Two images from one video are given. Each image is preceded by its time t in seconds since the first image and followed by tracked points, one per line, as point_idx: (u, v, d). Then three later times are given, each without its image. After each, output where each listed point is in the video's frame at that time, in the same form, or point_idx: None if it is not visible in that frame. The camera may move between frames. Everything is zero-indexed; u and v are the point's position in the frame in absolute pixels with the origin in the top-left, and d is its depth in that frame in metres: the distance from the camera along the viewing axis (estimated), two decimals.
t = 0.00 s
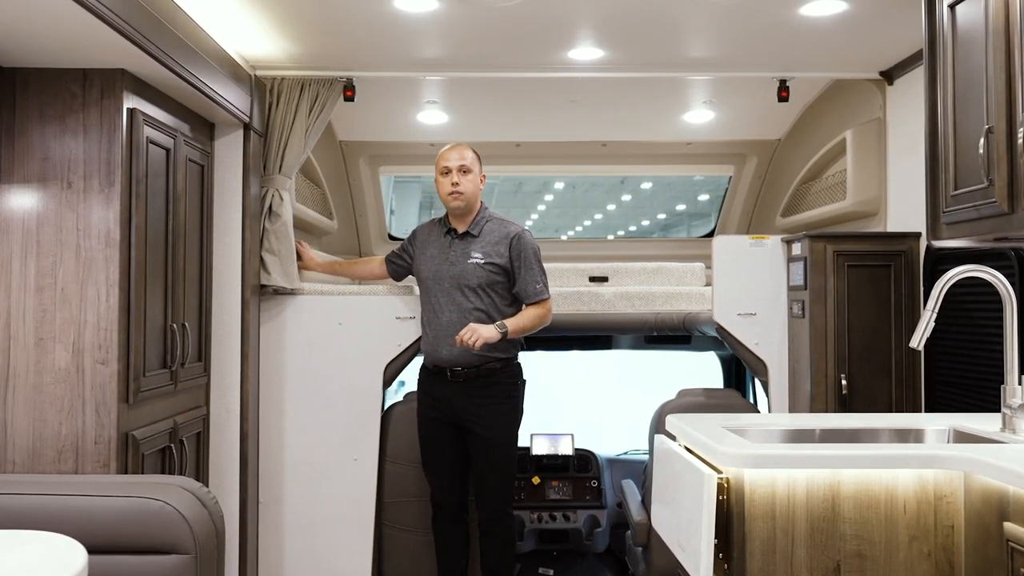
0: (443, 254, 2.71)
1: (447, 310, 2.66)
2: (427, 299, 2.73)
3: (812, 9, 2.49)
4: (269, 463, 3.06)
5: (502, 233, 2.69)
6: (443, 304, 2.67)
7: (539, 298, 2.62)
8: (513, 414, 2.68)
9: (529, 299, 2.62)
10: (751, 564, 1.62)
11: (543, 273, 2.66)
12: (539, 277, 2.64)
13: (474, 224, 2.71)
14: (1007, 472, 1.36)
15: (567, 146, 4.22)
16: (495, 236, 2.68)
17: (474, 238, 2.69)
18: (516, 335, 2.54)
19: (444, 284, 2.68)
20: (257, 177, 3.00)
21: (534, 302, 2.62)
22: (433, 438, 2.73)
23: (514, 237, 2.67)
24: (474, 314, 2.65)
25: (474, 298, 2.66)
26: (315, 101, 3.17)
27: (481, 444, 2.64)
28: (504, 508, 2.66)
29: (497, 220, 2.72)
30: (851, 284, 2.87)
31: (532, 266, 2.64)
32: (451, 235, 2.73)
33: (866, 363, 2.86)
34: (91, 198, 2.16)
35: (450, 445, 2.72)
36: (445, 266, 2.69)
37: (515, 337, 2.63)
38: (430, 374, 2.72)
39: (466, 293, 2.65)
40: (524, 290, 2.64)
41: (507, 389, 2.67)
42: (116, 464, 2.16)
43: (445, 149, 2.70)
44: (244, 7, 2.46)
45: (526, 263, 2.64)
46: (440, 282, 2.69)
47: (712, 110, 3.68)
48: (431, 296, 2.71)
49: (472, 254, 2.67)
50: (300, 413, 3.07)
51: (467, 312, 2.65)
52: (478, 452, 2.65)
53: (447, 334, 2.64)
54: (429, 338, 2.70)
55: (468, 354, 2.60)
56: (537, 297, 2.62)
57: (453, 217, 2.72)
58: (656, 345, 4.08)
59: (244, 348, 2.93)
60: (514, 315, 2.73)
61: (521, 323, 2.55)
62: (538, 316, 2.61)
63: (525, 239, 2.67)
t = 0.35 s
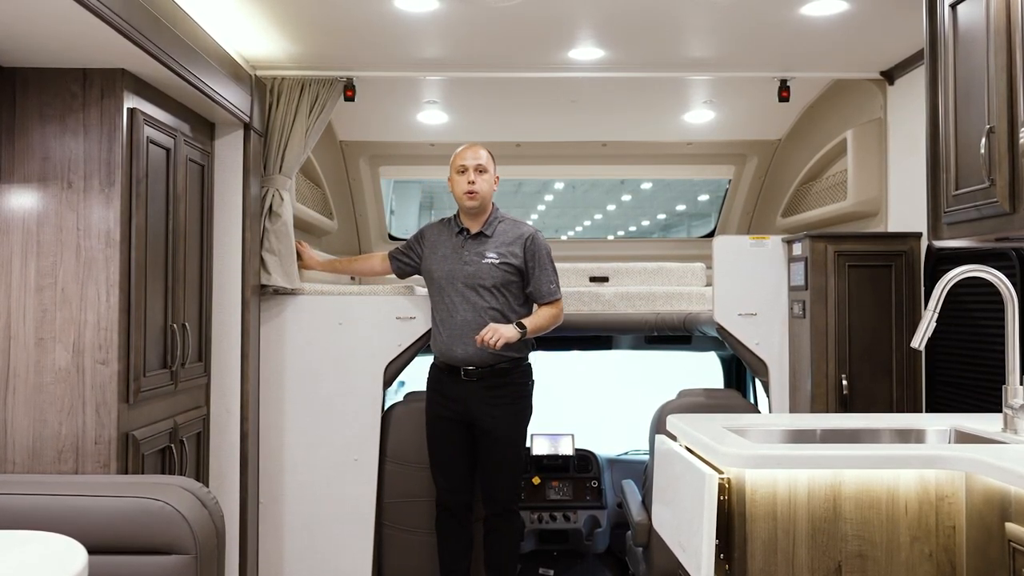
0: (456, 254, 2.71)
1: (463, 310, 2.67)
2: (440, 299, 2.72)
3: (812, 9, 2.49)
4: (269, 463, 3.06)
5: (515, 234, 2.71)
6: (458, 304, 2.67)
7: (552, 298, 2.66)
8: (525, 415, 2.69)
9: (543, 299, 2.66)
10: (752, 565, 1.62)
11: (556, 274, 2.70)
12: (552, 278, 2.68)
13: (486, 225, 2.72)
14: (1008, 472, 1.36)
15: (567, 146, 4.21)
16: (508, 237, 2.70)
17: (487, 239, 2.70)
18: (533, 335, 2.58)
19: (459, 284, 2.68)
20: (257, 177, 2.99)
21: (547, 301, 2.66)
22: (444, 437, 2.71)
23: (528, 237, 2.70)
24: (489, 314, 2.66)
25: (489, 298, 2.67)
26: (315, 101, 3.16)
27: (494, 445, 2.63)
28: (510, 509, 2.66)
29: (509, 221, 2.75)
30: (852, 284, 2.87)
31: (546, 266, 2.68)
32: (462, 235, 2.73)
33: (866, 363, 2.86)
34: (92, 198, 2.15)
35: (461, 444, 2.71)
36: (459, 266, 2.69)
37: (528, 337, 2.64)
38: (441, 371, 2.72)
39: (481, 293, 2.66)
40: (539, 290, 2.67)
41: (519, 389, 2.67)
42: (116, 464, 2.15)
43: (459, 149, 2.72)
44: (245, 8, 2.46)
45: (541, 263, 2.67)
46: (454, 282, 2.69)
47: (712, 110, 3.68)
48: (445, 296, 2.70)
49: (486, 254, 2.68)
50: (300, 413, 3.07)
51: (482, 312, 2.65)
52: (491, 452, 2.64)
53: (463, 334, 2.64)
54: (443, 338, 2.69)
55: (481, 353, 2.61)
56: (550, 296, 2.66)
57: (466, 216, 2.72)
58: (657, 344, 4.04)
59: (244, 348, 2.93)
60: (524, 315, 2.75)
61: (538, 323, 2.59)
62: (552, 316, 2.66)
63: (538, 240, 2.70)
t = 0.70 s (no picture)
0: (462, 255, 2.71)
1: (470, 310, 2.66)
2: (447, 300, 2.72)
3: (812, 10, 2.49)
4: (269, 463, 3.06)
5: (520, 233, 2.71)
6: (465, 304, 2.67)
7: (559, 296, 2.65)
8: (532, 416, 2.69)
9: (550, 297, 2.66)
10: (753, 565, 1.62)
11: (562, 273, 2.70)
12: (558, 276, 2.69)
13: (492, 225, 2.72)
14: (1008, 472, 1.36)
15: (568, 146, 4.21)
16: (514, 237, 2.70)
17: (493, 239, 2.70)
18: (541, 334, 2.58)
19: (465, 284, 2.68)
20: (257, 178, 2.99)
21: (554, 300, 2.65)
22: (449, 436, 2.71)
23: (533, 237, 2.70)
24: (495, 313, 2.66)
25: (495, 297, 2.66)
26: (315, 101, 3.16)
27: (499, 445, 2.63)
28: (514, 509, 2.65)
29: (514, 220, 2.75)
30: (852, 285, 2.87)
31: (552, 265, 2.68)
32: (467, 235, 2.73)
33: (867, 363, 2.86)
34: (92, 198, 2.15)
35: (467, 443, 2.71)
36: (466, 266, 2.69)
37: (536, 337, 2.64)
38: (447, 370, 2.72)
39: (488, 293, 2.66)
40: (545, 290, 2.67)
41: (523, 390, 2.66)
42: (116, 465, 2.15)
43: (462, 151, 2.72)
44: (245, 8, 2.46)
45: (547, 263, 2.68)
46: (461, 282, 2.69)
47: (712, 111, 3.67)
48: (451, 297, 2.70)
49: (492, 254, 2.67)
50: (299, 413, 3.07)
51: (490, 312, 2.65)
52: (496, 452, 2.64)
53: (470, 334, 2.64)
54: (450, 339, 2.69)
55: (485, 353, 2.61)
56: (557, 295, 2.65)
57: (471, 217, 2.73)
58: (656, 345, 4.01)
59: (244, 349, 2.93)
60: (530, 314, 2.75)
61: (547, 320, 2.59)
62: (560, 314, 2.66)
63: (544, 239, 2.70)
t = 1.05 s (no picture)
0: (468, 255, 2.72)
1: (474, 311, 2.66)
2: (452, 300, 2.71)
3: (812, 11, 2.49)
4: (269, 464, 3.06)
5: (526, 235, 2.72)
6: (470, 304, 2.67)
7: (564, 299, 2.69)
8: (536, 417, 2.69)
9: (556, 300, 2.68)
10: (753, 567, 1.62)
11: (567, 275, 2.71)
12: (563, 279, 2.70)
13: (498, 226, 2.72)
14: (1009, 474, 1.36)
15: (568, 146, 4.21)
16: (520, 238, 2.71)
17: (499, 240, 2.71)
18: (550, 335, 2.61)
19: (471, 285, 2.68)
20: (258, 179, 2.99)
21: (560, 302, 2.68)
22: (451, 438, 2.71)
23: (540, 238, 2.70)
24: (500, 314, 2.66)
25: (501, 298, 2.66)
26: (315, 102, 3.16)
27: (502, 445, 2.63)
28: (517, 510, 2.65)
29: (520, 222, 2.75)
30: (852, 286, 2.87)
31: (558, 267, 2.69)
32: (473, 236, 2.73)
33: (867, 364, 2.86)
34: (92, 199, 2.15)
35: (470, 443, 2.70)
36: (472, 267, 2.69)
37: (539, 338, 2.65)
38: (451, 370, 2.72)
39: (493, 294, 2.66)
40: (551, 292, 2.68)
41: (524, 391, 2.66)
42: (116, 466, 2.15)
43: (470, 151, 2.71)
44: (246, 9, 2.46)
45: (552, 265, 2.69)
46: (467, 283, 2.69)
47: (712, 111, 3.67)
48: (457, 297, 2.70)
49: (498, 255, 2.68)
50: (300, 414, 3.07)
51: (495, 313, 2.65)
52: (500, 453, 2.64)
53: (475, 335, 2.64)
54: (455, 339, 2.69)
55: (489, 354, 2.61)
56: (562, 297, 2.68)
57: (477, 218, 2.72)
58: (660, 344, 4.07)
59: (244, 350, 2.93)
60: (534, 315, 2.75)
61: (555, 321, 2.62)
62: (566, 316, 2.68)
63: (550, 242, 2.71)
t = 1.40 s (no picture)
0: (481, 256, 2.72)
1: (484, 311, 2.66)
2: (463, 300, 2.71)
3: (812, 12, 2.49)
4: (269, 465, 3.06)
5: (540, 239, 2.73)
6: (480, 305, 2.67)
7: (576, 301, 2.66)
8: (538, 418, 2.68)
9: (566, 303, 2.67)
10: (753, 567, 1.62)
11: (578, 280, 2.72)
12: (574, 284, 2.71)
13: (512, 229, 2.73)
14: (1008, 475, 1.36)
15: (567, 147, 4.21)
16: (533, 242, 2.72)
17: (512, 243, 2.71)
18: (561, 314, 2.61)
19: (483, 285, 2.68)
20: (258, 180, 2.99)
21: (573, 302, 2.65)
22: (454, 437, 2.70)
23: (553, 243, 2.72)
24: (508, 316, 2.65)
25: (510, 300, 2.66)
26: (315, 102, 3.16)
27: (505, 445, 2.63)
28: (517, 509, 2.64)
29: (534, 226, 2.76)
30: (852, 286, 2.86)
31: (569, 272, 2.70)
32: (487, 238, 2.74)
33: (867, 365, 2.86)
34: (92, 200, 2.15)
35: (472, 443, 2.70)
36: (484, 268, 2.70)
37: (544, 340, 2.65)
38: (455, 370, 2.71)
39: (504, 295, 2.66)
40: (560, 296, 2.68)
41: (524, 391, 2.65)
42: (116, 467, 2.15)
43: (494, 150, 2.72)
44: (245, 9, 2.46)
45: (564, 270, 2.70)
46: (478, 283, 2.69)
47: (712, 112, 3.68)
48: (468, 297, 2.70)
49: (510, 257, 2.68)
50: (300, 415, 3.07)
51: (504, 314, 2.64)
52: (502, 452, 2.64)
53: (483, 336, 2.64)
54: (460, 339, 2.69)
55: (495, 355, 2.61)
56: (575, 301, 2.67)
57: (491, 218, 2.73)
58: (659, 346, 4.05)
59: (244, 351, 2.93)
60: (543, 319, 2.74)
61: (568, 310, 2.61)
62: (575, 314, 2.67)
63: (563, 247, 2.73)
